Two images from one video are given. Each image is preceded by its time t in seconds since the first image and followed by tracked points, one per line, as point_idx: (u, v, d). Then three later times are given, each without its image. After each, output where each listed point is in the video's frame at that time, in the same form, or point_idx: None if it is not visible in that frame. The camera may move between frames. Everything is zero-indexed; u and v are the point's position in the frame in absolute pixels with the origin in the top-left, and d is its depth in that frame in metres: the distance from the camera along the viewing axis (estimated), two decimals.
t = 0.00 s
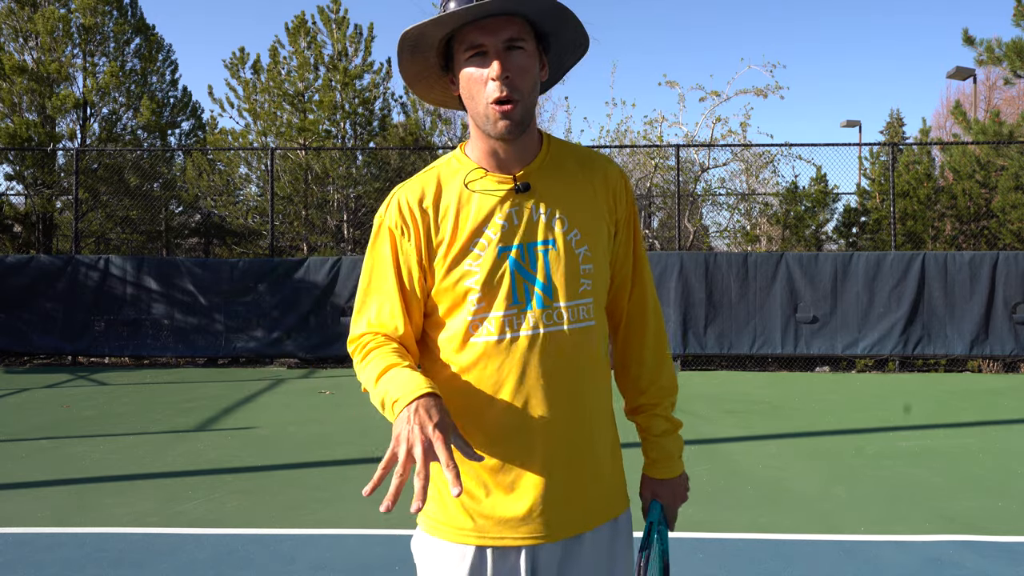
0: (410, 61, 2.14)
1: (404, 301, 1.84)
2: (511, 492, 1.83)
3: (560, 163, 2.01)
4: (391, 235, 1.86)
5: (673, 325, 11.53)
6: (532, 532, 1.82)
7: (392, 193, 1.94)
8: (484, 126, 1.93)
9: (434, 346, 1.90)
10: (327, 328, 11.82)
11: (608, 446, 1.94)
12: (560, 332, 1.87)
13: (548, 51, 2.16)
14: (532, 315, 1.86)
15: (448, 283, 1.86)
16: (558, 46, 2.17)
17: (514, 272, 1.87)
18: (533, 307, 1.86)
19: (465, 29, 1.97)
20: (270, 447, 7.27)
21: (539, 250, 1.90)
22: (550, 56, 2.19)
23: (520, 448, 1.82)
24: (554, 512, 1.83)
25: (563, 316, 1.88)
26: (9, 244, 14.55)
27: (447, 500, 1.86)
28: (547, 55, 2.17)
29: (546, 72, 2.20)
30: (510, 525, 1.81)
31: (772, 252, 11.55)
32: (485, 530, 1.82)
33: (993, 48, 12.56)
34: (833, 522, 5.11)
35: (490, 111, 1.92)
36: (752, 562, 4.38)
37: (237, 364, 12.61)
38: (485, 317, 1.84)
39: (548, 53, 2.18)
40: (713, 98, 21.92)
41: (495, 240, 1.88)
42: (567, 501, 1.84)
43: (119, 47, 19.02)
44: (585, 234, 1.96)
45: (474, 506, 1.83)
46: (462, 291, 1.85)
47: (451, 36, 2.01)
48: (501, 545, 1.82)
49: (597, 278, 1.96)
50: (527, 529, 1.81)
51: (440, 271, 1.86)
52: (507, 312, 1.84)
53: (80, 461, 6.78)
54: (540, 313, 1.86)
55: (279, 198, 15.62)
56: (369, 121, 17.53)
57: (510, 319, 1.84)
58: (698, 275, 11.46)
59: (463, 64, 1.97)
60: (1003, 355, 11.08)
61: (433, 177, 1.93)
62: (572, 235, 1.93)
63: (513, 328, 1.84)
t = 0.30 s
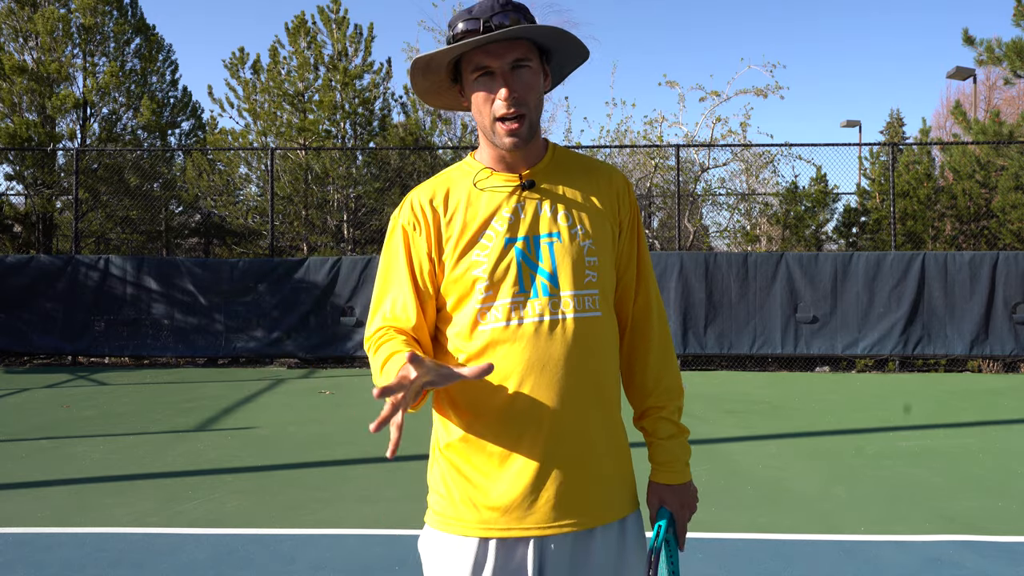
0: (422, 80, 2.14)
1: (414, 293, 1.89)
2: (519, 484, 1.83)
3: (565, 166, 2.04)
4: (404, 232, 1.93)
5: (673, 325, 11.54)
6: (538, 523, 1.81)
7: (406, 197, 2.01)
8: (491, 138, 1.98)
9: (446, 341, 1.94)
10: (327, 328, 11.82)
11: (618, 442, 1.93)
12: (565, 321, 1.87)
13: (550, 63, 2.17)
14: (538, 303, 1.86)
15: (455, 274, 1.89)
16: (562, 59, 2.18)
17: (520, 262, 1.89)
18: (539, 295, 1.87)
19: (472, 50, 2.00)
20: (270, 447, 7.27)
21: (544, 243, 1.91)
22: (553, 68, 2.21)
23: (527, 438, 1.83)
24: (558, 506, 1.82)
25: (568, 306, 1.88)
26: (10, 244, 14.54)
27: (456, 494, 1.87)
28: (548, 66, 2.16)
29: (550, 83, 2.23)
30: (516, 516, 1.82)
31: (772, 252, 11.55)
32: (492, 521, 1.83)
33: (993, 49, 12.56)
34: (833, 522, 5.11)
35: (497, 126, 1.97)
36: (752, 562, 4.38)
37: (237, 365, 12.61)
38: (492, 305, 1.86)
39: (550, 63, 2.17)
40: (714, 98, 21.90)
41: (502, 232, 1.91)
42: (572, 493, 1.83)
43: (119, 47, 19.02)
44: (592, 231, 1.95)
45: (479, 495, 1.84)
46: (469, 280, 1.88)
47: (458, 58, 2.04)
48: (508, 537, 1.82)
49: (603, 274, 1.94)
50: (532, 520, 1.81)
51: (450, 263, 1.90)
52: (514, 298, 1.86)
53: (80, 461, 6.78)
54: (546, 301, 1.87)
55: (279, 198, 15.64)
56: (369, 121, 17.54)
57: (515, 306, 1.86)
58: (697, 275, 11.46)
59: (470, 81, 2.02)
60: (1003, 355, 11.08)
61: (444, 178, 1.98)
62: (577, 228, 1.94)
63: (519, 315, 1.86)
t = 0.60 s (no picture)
0: (431, 74, 2.16)
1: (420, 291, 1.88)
2: (523, 481, 1.83)
3: (570, 167, 2.04)
4: (411, 232, 1.93)
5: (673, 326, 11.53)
6: (538, 520, 1.82)
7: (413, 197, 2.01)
8: (497, 135, 1.98)
9: (450, 340, 1.94)
10: (327, 328, 11.82)
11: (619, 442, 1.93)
12: (568, 323, 1.87)
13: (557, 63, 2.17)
14: (541, 304, 1.86)
15: (460, 275, 1.89)
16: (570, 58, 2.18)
17: (525, 264, 1.89)
18: (542, 297, 1.87)
19: (479, 46, 2.01)
20: (270, 447, 7.27)
21: (548, 244, 1.91)
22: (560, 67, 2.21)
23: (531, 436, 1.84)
24: (558, 504, 1.82)
25: (571, 308, 1.88)
26: (10, 244, 14.54)
27: (456, 489, 1.87)
28: (554, 67, 2.15)
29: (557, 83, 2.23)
30: (517, 513, 1.82)
31: (772, 252, 11.55)
32: (493, 516, 1.82)
33: (993, 48, 12.56)
34: (833, 522, 5.11)
35: (502, 121, 1.97)
36: (752, 562, 4.38)
37: (237, 365, 12.61)
38: (496, 306, 1.86)
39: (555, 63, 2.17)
40: (714, 99, 21.87)
41: (507, 234, 1.91)
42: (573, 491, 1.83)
43: (119, 47, 19.02)
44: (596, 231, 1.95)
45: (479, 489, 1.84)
46: (473, 281, 1.89)
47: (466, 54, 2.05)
48: (509, 533, 1.82)
49: (607, 276, 1.94)
50: (533, 518, 1.81)
51: (455, 264, 1.90)
52: (517, 300, 1.86)
53: (79, 461, 6.78)
54: (549, 302, 1.87)
55: (279, 198, 15.65)
56: (369, 121, 17.54)
57: (518, 308, 1.86)
58: (697, 275, 11.46)
59: (477, 78, 2.02)
60: (1003, 355, 11.08)
61: (451, 179, 1.99)
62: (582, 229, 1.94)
63: (521, 316, 1.86)
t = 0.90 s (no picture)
0: (432, 64, 2.17)
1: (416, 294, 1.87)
2: (521, 489, 1.84)
3: (572, 166, 2.03)
4: (408, 232, 1.91)
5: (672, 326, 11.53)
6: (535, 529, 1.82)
7: (411, 194, 1.99)
8: (499, 126, 1.97)
9: (449, 345, 1.93)
10: (327, 328, 11.82)
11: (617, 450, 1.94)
12: (566, 333, 1.86)
13: (563, 56, 2.18)
14: (540, 313, 1.86)
15: (459, 281, 1.89)
16: (576, 49, 2.19)
17: (524, 271, 1.88)
18: (540, 305, 1.87)
19: (484, 34, 2.01)
20: (270, 447, 7.27)
21: (548, 250, 1.91)
22: (565, 61, 2.22)
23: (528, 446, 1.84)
24: (554, 514, 1.83)
25: (570, 316, 1.87)
26: (9, 244, 14.54)
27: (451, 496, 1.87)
28: (560, 60, 2.17)
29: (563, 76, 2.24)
30: (514, 522, 1.82)
31: (772, 252, 11.55)
32: (489, 522, 1.83)
33: (993, 49, 12.56)
34: (833, 522, 5.11)
35: (504, 112, 1.96)
36: (752, 562, 4.38)
37: (237, 364, 12.62)
38: (495, 314, 1.86)
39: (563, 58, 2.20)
40: (714, 99, 21.85)
41: (507, 240, 1.90)
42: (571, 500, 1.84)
43: (119, 47, 19.02)
44: (597, 238, 1.95)
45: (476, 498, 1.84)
46: (473, 288, 1.88)
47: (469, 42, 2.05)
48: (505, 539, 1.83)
49: (607, 284, 1.94)
50: (529, 525, 1.82)
51: (453, 269, 1.89)
52: (515, 308, 1.86)
53: (79, 461, 6.78)
54: (548, 311, 1.86)
55: (279, 198, 15.65)
56: (369, 121, 17.54)
57: (517, 316, 1.86)
58: (698, 275, 11.45)
59: (480, 66, 2.02)
60: (1003, 355, 11.08)
61: (450, 177, 1.98)
62: (583, 236, 1.93)
63: (519, 325, 1.85)
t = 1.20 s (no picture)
0: (409, 47, 2.12)
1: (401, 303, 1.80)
2: (517, 506, 1.82)
3: (565, 159, 1.99)
4: (390, 235, 1.84)
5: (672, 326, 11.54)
6: (534, 545, 1.80)
7: (390, 194, 1.92)
8: (482, 117, 1.92)
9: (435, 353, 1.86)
10: (327, 328, 11.82)
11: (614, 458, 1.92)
12: (566, 336, 1.85)
13: (553, 41, 2.18)
14: (537, 318, 1.84)
15: (450, 287, 1.84)
16: (564, 33, 2.17)
17: (519, 274, 1.85)
18: (537, 309, 1.85)
19: (467, 17, 1.96)
20: (270, 447, 7.27)
21: (543, 250, 1.88)
22: (554, 47, 2.20)
23: (526, 459, 1.82)
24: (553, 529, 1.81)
25: (568, 320, 1.86)
26: (10, 245, 14.55)
27: (442, 515, 1.84)
28: (549, 45, 2.15)
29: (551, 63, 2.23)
30: (511, 538, 1.80)
31: (772, 252, 11.56)
32: (485, 542, 1.81)
33: (993, 49, 12.56)
34: (832, 522, 5.12)
35: (488, 100, 1.90)
36: (752, 562, 4.38)
37: (237, 364, 12.62)
38: (491, 322, 1.83)
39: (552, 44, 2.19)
40: (714, 98, 21.85)
41: (500, 241, 1.86)
42: (571, 513, 1.83)
43: (119, 47, 19.02)
44: (593, 236, 1.93)
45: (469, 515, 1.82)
46: (465, 296, 1.84)
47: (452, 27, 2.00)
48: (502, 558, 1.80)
49: (605, 283, 1.93)
50: (527, 543, 1.80)
51: (443, 274, 1.84)
52: (511, 315, 1.83)
53: (79, 461, 6.78)
54: (545, 316, 1.84)
55: (279, 198, 15.64)
56: (369, 121, 17.54)
57: (514, 323, 1.83)
58: (697, 275, 11.46)
59: (463, 51, 1.96)
60: (1003, 355, 11.08)
61: (434, 176, 1.92)
62: (579, 233, 1.91)
63: (516, 333, 1.83)
